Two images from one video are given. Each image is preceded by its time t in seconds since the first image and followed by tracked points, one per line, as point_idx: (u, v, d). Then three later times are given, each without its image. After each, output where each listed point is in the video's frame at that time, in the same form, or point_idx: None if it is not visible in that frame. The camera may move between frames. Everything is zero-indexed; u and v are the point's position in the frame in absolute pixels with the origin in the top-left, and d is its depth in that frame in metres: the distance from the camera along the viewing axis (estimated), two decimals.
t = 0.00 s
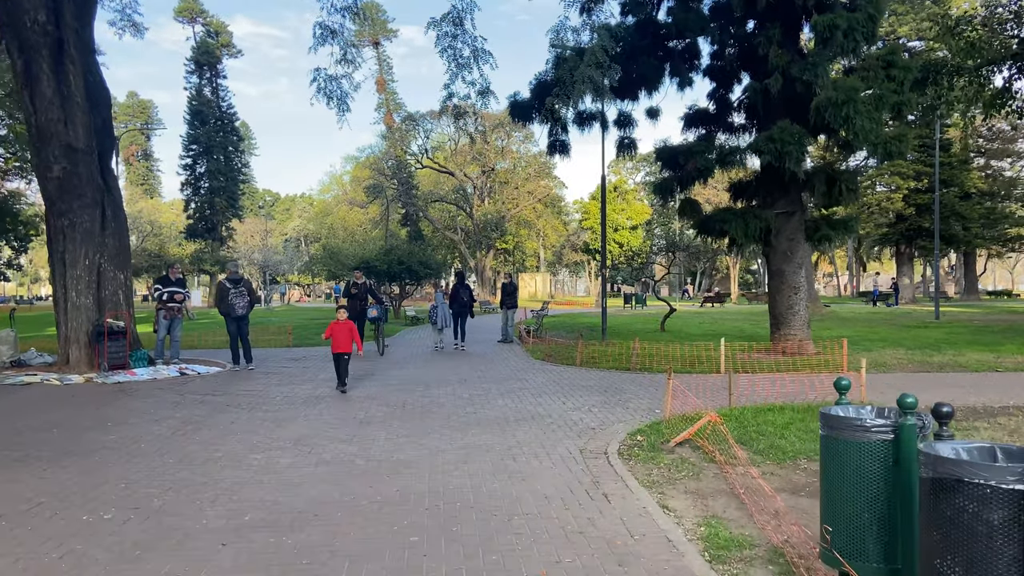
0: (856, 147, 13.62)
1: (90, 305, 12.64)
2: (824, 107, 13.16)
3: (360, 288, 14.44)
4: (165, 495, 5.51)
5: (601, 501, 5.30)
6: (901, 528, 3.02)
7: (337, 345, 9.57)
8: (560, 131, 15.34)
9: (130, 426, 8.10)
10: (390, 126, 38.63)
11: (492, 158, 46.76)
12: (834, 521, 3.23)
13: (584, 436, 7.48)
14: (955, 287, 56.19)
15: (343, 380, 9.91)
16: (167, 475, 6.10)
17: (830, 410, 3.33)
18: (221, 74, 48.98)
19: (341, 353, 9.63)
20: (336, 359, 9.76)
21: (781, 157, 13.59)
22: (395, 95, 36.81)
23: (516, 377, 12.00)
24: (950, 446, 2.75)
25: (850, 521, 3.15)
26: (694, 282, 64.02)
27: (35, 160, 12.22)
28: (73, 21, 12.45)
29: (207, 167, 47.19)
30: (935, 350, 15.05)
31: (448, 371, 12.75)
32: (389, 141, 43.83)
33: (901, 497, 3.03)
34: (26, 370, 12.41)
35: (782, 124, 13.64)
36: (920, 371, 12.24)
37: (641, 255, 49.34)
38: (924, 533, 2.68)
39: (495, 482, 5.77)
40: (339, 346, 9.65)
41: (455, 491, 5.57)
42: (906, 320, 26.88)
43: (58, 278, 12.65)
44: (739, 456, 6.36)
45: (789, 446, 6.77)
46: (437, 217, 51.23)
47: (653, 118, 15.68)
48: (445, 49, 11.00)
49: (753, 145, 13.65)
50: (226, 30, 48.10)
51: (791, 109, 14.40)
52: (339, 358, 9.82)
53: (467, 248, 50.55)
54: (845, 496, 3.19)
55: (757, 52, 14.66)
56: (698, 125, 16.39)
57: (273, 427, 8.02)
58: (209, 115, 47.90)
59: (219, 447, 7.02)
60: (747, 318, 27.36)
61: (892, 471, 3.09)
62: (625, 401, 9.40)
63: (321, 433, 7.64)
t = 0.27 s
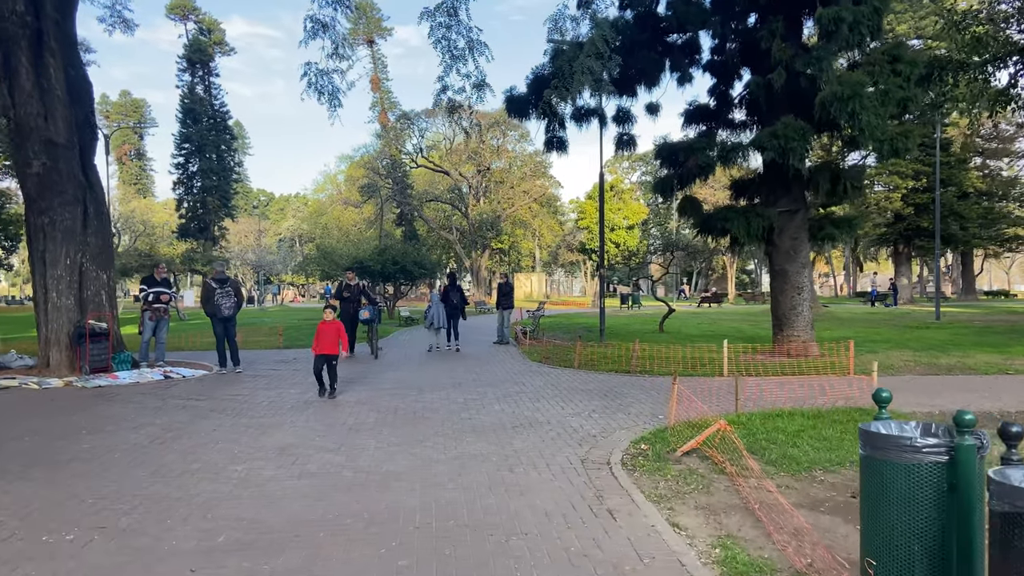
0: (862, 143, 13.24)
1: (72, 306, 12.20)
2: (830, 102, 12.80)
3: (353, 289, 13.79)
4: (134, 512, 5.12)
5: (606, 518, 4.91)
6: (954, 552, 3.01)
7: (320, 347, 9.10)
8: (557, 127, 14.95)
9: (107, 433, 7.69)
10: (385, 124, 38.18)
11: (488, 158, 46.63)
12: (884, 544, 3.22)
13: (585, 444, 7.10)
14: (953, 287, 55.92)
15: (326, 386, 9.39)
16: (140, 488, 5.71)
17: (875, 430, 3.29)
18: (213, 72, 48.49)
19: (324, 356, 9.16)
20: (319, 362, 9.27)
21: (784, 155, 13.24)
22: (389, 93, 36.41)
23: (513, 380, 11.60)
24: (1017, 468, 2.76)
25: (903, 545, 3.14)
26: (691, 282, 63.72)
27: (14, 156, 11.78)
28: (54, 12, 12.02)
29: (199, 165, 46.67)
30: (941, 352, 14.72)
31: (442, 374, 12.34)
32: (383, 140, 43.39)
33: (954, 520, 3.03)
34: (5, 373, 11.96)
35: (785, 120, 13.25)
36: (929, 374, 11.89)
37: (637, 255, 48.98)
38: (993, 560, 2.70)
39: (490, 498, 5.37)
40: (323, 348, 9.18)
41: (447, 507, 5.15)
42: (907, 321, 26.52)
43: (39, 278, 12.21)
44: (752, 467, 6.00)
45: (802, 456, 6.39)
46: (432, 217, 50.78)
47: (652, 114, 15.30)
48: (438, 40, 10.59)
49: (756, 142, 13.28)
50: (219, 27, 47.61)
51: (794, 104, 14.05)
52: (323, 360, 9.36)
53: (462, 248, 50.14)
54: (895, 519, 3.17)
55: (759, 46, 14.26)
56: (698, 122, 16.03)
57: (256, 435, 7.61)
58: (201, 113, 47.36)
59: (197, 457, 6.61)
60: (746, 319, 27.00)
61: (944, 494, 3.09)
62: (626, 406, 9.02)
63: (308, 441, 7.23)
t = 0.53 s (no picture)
0: (868, 139, 12.90)
1: (54, 306, 11.78)
2: (835, 96, 12.45)
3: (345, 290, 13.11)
4: (102, 530, 4.73)
5: (613, 535, 4.54)
6: None
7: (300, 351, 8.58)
8: (556, 122, 14.57)
9: (82, 440, 7.29)
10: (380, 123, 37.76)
11: (484, 157, 45.83)
12: (938, 573, 3.06)
13: (586, 452, 6.74)
14: (951, 287, 55.70)
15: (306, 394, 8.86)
16: (110, 502, 5.32)
17: (926, 451, 3.15)
18: (207, 70, 48.03)
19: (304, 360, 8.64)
20: (301, 367, 8.72)
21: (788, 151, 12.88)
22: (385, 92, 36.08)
23: (509, 383, 11.22)
24: None
25: None
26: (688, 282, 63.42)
27: None
28: (35, 2, 11.61)
29: (193, 164, 46.22)
30: (947, 354, 14.40)
31: (437, 376, 11.96)
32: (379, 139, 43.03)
33: None
34: None
35: (789, 115, 12.90)
36: (938, 376, 11.55)
37: (635, 255, 48.67)
38: None
39: (487, 513, 4.98)
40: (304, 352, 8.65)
41: (441, 524, 4.77)
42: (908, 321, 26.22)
43: (20, 277, 11.79)
44: (766, 477, 5.67)
45: (817, 465, 6.04)
46: (428, 217, 50.37)
47: (652, 110, 14.94)
48: (432, 30, 10.21)
49: (759, 138, 12.92)
50: (212, 25, 47.14)
51: (798, 99, 13.70)
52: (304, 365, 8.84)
53: (458, 248, 49.74)
54: (951, 549, 3.00)
55: (762, 39, 13.91)
56: (700, 118, 15.69)
57: (240, 442, 7.22)
58: (194, 111, 46.86)
59: (176, 467, 6.22)
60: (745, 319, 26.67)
61: (1009, 521, 2.93)
62: (628, 411, 8.65)
63: (295, 449, 6.85)
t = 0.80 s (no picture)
0: (874, 135, 12.56)
1: (34, 307, 11.34)
2: (840, 91, 12.11)
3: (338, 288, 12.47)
4: (62, 550, 4.37)
5: (616, 556, 4.19)
6: None
7: (273, 347, 8.02)
8: (553, 118, 14.21)
9: (55, 447, 6.93)
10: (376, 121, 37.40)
11: (481, 155, 45.47)
12: None
13: (586, 461, 6.38)
14: (949, 288, 55.54)
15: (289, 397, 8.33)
16: (75, 518, 4.95)
17: (983, 477, 2.81)
18: (201, 68, 47.61)
19: (278, 359, 8.06)
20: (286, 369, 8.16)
21: (791, 147, 12.53)
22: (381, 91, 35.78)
23: (505, 385, 10.86)
24: None
25: None
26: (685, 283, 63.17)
27: None
28: None
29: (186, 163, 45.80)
30: (953, 355, 14.08)
31: (431, 378, 11.59)
32: (375, 138, 42.68)
33: None
34: None
35: (792, 111, 12.55)
36: (947, 378, 11.23)
37: (632, 255, 48.37)
38: None
39: (480, 530, 4.62)
40: (280, 351, 8.09)
41: (431, 543, 4.41)
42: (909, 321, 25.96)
43: None
44: (778, 488, 5.33)
45: (830, 476, 5.70)
46: (425, 216, 50.01)
47: (652, 105, 14.59)
48: (425, 21, 9.86)
49: (761, 134, 12.57)
50: (207, 23, 46.71)
51: (802, 95, 13.37)
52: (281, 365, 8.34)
53: (455, 248, 49.38)
54: None
55: (765, 33, 13.58)
56: (700, 114, 15.36)
57: (220, 450, 6.84)
58: (188, 110, 46.39)
59: (151, 478, 5.85)
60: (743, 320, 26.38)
61: None
62: (629, 417, 8.30)
63: (278, 458, 6.48)
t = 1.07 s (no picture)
0: (880, 130, 12.20)
1: (14, 308, 10.83)
2: (846, 85, 11.74)
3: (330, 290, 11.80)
4: None
5: None
6: None
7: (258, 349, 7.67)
8: (550, 114, 13.84)
9: (22, 457, 6.53)
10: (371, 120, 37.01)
11: (478, 155, 45.92)
12: None
13: (584, 472, 6.01)
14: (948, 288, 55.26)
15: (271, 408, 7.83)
16: (31, 538, 4.56)
17: None
18: (195, 66, 47.16)
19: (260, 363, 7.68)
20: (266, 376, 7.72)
21: (795, 143, 12.16)
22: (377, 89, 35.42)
23: (501, 389, 10.47)
24: None
25: None
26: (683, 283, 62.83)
27: None
28: None
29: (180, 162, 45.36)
30: (961, 357, 13.72)
31: (424, 382, 11.20)
32: (371, 137, 42.30)
33: None
34: None
35: (796, 106, 12.18)
36: (956, 381, 10.87)
37: (630, 255, 48.01)
38: None
39: (470, 552, 4.24)
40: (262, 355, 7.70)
41: (415, 568, 4.02)
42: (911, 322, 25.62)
43: None
44: (792, 504, 4.97)
45: (846, 489, 5.33)
46: (421, 216, 49.60)
47: (652, 100, 14.22)
48: (417, 9, 9.47)
49: (764, 130, 12.20)
50: (200, 21, 46.23)
51: (806, 89, 12.99)
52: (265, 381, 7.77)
53: (451, 248, 48.97)
54: None
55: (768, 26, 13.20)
56: (701, 110, 14.99)
57: (196, 460, 6.45)
58: (182, 108, 45.89)
59: (119, 492, 5.46)
60: (743, 321, 26.03)
61: None
62: (630, 423, 7.91)
63: (258, 469, 6.09)
